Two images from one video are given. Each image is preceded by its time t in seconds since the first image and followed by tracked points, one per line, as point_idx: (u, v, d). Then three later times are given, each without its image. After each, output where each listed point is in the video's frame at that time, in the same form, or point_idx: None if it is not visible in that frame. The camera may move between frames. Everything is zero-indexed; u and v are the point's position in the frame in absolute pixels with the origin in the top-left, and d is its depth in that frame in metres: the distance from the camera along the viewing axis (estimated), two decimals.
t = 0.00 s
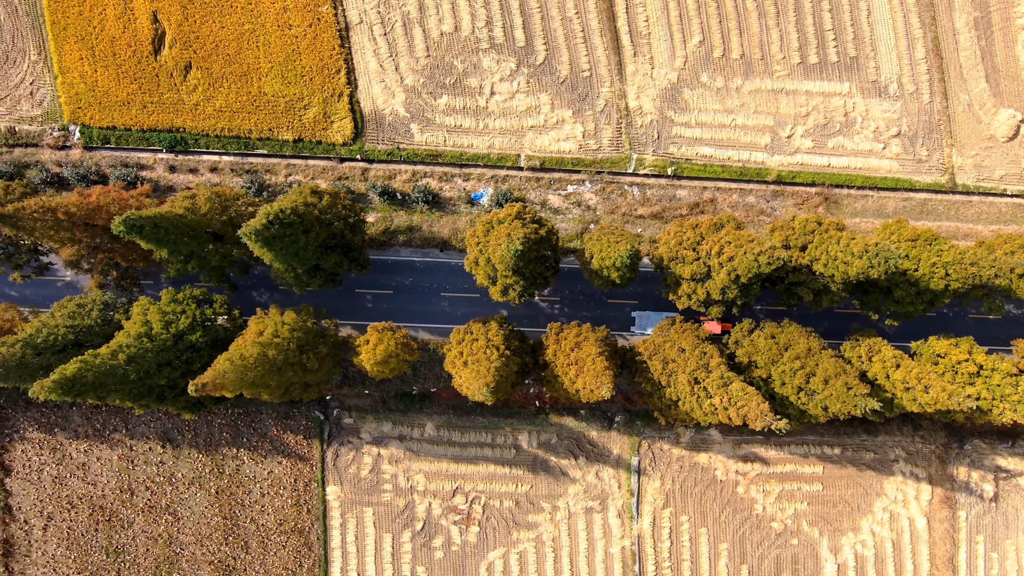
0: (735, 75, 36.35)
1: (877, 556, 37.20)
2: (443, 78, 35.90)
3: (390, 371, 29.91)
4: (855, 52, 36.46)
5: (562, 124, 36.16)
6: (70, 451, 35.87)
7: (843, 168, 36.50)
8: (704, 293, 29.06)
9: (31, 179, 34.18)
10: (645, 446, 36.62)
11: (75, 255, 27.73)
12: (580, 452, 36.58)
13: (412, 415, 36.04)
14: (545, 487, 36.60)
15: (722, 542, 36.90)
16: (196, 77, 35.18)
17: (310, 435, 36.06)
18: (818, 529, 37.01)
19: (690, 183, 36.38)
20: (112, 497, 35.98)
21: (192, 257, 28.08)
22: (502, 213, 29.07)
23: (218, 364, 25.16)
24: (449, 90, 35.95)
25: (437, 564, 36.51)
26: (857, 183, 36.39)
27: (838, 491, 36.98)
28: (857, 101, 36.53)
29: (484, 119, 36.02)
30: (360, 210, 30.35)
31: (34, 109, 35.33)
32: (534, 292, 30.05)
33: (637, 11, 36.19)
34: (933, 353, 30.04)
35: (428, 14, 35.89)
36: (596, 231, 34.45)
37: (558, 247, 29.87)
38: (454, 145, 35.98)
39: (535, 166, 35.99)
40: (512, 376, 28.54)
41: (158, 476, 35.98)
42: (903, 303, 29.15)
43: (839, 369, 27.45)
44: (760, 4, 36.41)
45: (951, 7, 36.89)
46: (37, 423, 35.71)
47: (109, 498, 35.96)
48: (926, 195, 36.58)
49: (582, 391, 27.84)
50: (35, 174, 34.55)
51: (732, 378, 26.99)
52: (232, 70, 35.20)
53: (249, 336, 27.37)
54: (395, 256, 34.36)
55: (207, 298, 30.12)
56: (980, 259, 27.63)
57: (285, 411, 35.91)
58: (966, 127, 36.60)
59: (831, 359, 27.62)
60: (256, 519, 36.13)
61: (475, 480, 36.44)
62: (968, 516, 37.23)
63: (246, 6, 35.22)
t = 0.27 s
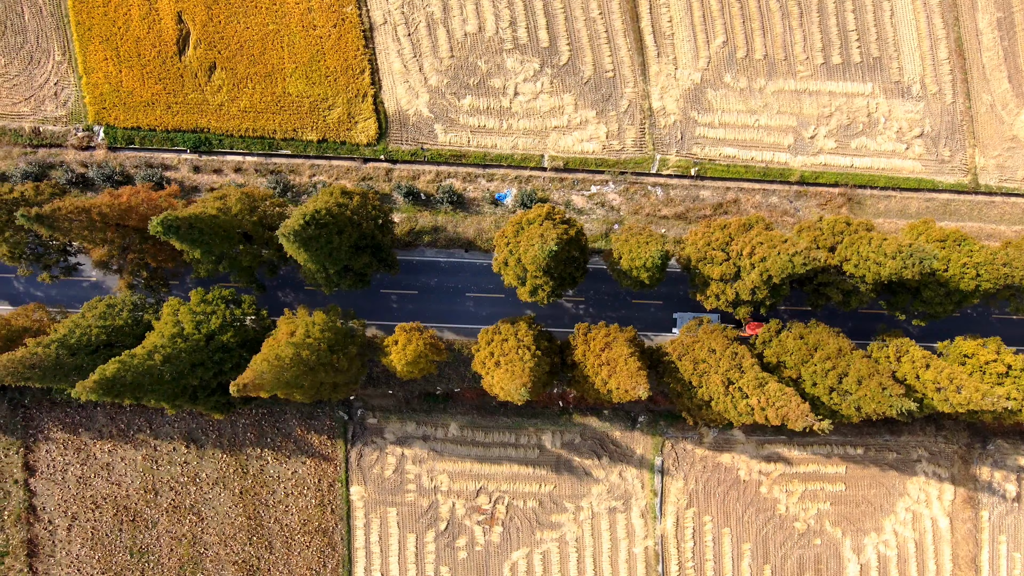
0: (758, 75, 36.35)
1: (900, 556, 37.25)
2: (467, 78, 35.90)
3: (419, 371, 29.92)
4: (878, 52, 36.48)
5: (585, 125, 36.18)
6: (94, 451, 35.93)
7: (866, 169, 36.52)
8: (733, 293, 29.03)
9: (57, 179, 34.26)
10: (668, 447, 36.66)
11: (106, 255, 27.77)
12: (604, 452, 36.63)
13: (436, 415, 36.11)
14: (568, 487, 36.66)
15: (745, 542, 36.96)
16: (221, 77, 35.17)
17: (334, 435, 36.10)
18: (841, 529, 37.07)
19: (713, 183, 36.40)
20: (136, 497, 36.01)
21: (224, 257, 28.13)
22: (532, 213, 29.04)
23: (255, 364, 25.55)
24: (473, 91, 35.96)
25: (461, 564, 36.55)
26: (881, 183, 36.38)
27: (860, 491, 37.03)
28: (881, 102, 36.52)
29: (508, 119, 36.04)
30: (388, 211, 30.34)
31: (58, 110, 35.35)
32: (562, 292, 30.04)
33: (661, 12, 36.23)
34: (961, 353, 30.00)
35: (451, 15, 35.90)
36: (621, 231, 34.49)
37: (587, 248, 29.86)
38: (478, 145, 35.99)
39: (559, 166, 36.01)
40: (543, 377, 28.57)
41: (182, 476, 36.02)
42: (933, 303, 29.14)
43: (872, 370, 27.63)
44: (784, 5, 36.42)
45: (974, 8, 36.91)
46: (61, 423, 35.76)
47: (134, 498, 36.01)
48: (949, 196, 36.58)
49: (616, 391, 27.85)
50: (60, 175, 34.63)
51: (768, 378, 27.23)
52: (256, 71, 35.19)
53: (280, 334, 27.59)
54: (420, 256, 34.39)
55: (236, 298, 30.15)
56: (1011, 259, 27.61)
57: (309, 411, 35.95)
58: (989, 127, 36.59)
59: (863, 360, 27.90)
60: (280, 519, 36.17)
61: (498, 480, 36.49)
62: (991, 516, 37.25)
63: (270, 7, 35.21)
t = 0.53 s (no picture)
0: (781, 76, 36.38)
1: (922, 556, 37.28)
2: (491, 79, 35.94)
3: (447, 371, 29.94)
4: (901, 53, 36.52)
5: (609, 125, 36.22)
6: (118, 451, 35.95)
7: (889, 169, 36.52)
8: (763, 294, 29.07)
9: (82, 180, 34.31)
10: (691, 447, 36.70)
11: (137, 255, 27.82)
12: (627, 452, 36.67)
13: (459, 415, 36.13)
14: (592, 488, 36.70)
15: (768, 542, 37.00)
16: (245, 78, 35.22)
17: (358, 436, 36.12)
18: (864, 529, 37.11)
19: (736, 183, 36.43)
20: (160, 497, 36.03)
21: (255, 258, 28.17)
22: (560, 214, 28.97)
23: (293, 365, 25.71)
24: (497, 91, 36.00)
25: (484, 565, 36.58)
26: (904, 183, 36.40)
27: (883, 491, 37.06)
28: (903, 102, 36.55)
29: (532, 120, 36.08)
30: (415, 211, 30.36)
31: (82, 111, 35.39)
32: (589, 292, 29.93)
33: (684, 13, 36.30)
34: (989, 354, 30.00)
35: (475, 16, 35.94)
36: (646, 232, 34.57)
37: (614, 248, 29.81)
38: (502, 146, 36.04)
39: (582, 167, 36.06)
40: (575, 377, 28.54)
41: (206, 476, 36.04)
42: (961, 303, 29.16)
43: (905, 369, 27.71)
44: (807, 5, 36.48)
45: (996, 8, 36.95)
46: (86, 424, 35.79)
47: (158, 499, 36.02)
48: (972, 196, 36.59)
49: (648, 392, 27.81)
50: (86, 175, 34.71)
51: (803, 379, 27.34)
52: (281, 72, 35.25)
53: (313, 334, 27.64)
54: (446, 257, 34.40)
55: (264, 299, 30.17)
56: None
57: (333, 411, 35.96)
58: (1012, 128, 36.60)
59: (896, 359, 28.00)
60: (304, 519, 36.20)
61: (522, 481, 36.52)
62: (1014, 517, 37.25)
63: (295, 8, 35.28)
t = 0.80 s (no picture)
0: (805, 76, 36.42)
1: (945, 556, 37.32)
2: (515, 79, 35.97)
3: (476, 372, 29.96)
4: (924, 53, 36.55)
5: (633, 126, 36.26)
6: (142, 451, 35.95)
7: (912, 170, 36.53)
8: (792, 294, 29.12)
9: (108, 180, 34.35)
10: (714, 447, 36.74)
11: (169, 256, 27.86)
12: (650, 452, 36.70)
13: (483, 415, 36.13)
14: (615, 488, 36.73)
15: (791, 542, 37.03)
16: (270, 78, 35.28)
17: (382, 436, 36.14)
18: (886, 529, 37.14)
19: (759, 184, 36.47)
20: (184, 497, 36.04)
21: (285, 258, 28.20)
22: (589, 214, 29.02)
23: (330, 366, 25.58)
24: (520, 92, 36.03)
25: (508, 565, 36.63)
26: (927, 184, 36.39)
27: (905, 492, 37.07)
28: (926, 102, 36.57)
29: (556, 120, 36.10)
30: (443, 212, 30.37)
31: (107, 112, 35.42)
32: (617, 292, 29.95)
33: (708, 14, 36.37)
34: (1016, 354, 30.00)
35: (499, 16, 35.98)
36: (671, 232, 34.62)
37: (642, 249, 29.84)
38: (526, 146, 36.06)
39: (606, 167, 36.08)
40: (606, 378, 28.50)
41: (230, 476, 36.06)
42: (990, 304, 29.16)
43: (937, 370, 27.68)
44: (830, 6, 36.53)
45: (1019, 9, 36.97)
46: (110, 424, 35.80)
47: (182, 499, 36.03)
48: (995, 196, 36.58)
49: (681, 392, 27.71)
50: (111, 176, 34.74)
51: (837, 379, 27.38)
52: (305, 72, 35.31)
53: (344, 334, 27.61)
54: (471, 257, 34.43)
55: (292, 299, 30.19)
56: None
57: (357, 411, 35.98)
58: None
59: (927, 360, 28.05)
60: (328, 519, 36.23)
61: (545, 481, 36.54)
62: None
63: (319, 8, 35.34)
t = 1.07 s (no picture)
0: (827, 77, 36.46)
1: (967, 556, 37.36)
2: (538, 80, 36.02)
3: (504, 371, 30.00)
4: (947, 54, 36.58)
5: (656, 126, 36.29)
6: (166, 451, 35.97)
7: (934, 170, 36.56)
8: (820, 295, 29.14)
9: (133, 181, 34.39)
10: (737, 447, 36.80)
11: (200, 256, 27.88)
12: (673, 452, 36.76)
13: (506, 415, 36.14)
14: (637, 487, 36.78)
15: (814, 542, 37.06)
16: (294, 79, 35.32)
17: (405, 436, 36.16)
18: (909, 528, 37.15)
19: (782, 184, 36.52)
20: (208, 498, 36.05)
21: (316, 258, 28.23)
22: (618, 215, 29.06)
23: (366, 366, 25.47)
24: (544, 92, 36.07)
25: (531, 564, 36.66)
26: (949, 184, 36.39)
27: (928, 491, 37.07)
28: (949, 102, 36.57)
29: (579, 121, 36.14)
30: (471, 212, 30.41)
31: (131, 112, 35.46)
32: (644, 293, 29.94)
33: (731, 14, 36.44)
34: None
35: (522, 17, 36.03)
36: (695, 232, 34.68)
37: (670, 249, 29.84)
38: (549, 146, 36.10)
39: (630, 167, 36.11)
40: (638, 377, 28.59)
41: (254, 476, 36.07)
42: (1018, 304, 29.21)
43: (970, 371, 27.65)
44: (853, 7, 36.58)
45: None
46: (134, 424, 35.83)
47: (205, 499, 36.04)
48: (1018, 196, 36.56)
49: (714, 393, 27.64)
50: (136, 176, 34.79)
51: (871, 378, 27.54)
52: (329, 73, 35.35)
53: (376, 334, 27.61)
54: (495, 257, 34.46)
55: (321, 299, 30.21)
56: None
57: (381, 411, 35.98)
58: None
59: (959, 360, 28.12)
60: (352, 519, 36.24)
61: (568, 481, 36.58)
62: None
63: (344, 9, 35.40)
